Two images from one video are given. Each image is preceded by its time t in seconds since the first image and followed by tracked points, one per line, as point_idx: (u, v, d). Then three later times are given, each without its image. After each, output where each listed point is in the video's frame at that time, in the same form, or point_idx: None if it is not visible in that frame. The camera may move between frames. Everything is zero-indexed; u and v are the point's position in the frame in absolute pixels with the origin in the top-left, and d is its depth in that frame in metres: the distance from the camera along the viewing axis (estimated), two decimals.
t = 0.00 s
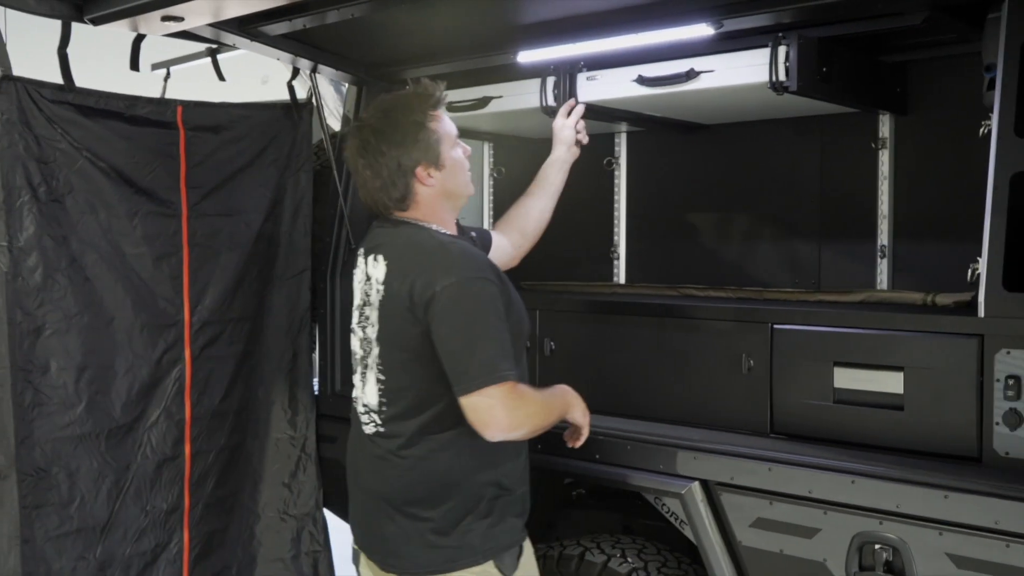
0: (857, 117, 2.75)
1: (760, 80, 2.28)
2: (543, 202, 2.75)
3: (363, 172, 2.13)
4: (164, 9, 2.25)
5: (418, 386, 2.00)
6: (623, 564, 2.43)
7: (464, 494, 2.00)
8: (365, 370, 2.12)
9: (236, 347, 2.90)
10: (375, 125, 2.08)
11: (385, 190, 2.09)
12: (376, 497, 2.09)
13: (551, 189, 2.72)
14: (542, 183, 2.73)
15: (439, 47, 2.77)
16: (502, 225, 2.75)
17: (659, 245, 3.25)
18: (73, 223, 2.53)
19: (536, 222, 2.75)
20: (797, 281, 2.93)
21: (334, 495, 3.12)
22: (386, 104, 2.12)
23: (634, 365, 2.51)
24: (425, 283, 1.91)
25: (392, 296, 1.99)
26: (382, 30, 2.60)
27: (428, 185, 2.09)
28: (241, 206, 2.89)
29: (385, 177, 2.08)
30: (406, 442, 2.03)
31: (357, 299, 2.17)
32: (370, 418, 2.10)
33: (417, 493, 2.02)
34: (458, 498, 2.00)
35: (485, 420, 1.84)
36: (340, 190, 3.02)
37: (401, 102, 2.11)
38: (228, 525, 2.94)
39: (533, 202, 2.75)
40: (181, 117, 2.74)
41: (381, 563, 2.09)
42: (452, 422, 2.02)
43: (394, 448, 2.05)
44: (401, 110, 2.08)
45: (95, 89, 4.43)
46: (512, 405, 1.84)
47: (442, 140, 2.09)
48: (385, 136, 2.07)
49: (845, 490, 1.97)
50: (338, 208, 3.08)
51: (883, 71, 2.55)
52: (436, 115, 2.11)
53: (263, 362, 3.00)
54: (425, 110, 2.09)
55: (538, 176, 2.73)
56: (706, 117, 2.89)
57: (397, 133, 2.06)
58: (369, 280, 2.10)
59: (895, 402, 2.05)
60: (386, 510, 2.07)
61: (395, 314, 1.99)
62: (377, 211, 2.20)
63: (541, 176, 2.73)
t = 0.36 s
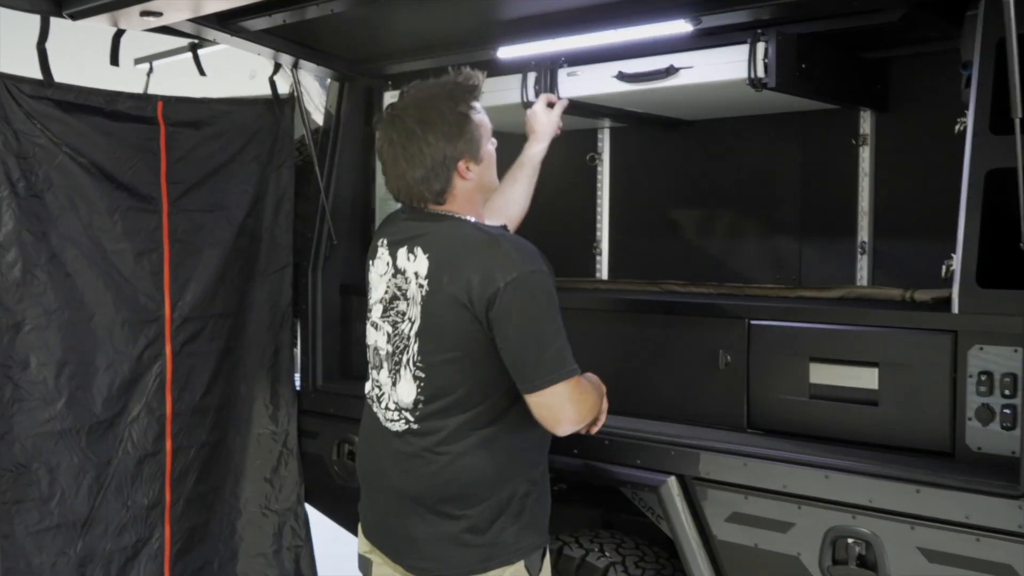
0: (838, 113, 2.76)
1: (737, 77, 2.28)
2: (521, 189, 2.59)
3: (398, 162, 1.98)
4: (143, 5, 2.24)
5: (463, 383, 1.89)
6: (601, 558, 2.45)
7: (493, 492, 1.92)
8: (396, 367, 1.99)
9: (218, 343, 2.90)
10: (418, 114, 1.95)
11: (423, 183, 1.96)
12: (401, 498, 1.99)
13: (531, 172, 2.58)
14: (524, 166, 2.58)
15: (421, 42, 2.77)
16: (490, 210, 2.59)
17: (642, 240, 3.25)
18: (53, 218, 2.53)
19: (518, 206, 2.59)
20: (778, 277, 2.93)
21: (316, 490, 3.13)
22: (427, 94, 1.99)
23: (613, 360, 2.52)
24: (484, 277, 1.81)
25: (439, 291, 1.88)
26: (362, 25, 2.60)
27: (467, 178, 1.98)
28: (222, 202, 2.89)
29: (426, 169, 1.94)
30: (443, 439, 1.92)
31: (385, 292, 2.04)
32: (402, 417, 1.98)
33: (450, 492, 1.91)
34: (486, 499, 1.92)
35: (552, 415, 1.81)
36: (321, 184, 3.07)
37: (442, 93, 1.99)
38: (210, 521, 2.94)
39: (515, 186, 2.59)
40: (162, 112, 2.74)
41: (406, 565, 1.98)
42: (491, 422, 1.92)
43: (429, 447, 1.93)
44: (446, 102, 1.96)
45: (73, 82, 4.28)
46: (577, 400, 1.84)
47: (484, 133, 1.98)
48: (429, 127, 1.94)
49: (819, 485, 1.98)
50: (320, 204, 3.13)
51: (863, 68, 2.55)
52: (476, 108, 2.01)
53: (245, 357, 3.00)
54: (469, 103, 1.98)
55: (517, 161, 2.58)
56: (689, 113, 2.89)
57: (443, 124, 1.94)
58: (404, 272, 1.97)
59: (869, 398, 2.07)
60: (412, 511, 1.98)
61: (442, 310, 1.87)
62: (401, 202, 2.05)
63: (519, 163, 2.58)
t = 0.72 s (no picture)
0: (822, 110, 2.76)
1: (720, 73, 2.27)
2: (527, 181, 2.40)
3: (427, 148, 1.84)
4: None
5: (496, 376, 1.79)
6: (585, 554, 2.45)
7: (515, 497, 1.81)
8: (421, 362, 1.87)
9: (200, 337, 2.89)
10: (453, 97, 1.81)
11: (453, 171, 1.83)
12: (421, 504, 1.86)
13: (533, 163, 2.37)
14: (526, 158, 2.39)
15: (405, 35, 2.76)
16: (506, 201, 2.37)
17: (629, 237, 3.25)
18: (30, 212, 2.51)
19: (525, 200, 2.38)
20: (764, 273, 2.94)
21: (301, 485, 3.12)
22: (459, 78, 1.86)
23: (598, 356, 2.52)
24: (525, 262, 1.72)
25: (475, 280, 1.77)
26: (347, 18, 2.59)
27: (496, 169, 1.86)
28: (203, 195, 2.88)
29: (460, 157, 1.81)
30: (475, 438, 1.80)
31: (406, 285, 1.92)
32: (428, 416, 1.85)
33: (481, 494, 1.80)
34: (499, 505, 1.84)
35: (591, 405, 1.75)
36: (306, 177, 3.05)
37: (475, 77, 1.86)
38: (192, 517, 2.93)
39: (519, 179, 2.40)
40: (141, 104, 2.72)
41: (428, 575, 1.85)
42: (522, 418, 1.83)
43: (459, 446, 1.81)
44: (482, 88, 1.84)
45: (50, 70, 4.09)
46: (615, 388, 1.77)
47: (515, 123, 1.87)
48: (465, 113, 1.81)
49: (798, 480, 1.99)
50: (305, 198, 3.12)
51: (846, 65, 2.56)
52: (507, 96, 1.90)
53: (228, 352, 2.98)
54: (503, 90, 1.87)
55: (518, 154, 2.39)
56: (674, 109, 2.90)
57: (480, 112, 1.81)
58: (431, 261, 1.85)
59: (849, 393, 2.08)
60: (435, 519, 1.84)
61: (477, 300, 1.77)
62: (420, 188, 1.91)
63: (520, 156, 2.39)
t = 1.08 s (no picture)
0: (810, 106, 2.76)
1: (707, 69, 2.27)
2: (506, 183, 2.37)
3: (421, 141, 1.82)
4: None
5: (494, 366, 1.78)
6: (571, 550, 2.45)
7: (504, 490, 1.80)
8: (416, 352, 1.85)
9: (186, 332, 2.88)
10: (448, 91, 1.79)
11: (448, 165, 1.82)
12: (413, 494, 1.82)
13: (514, 165, 2.32)
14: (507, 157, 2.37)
15: (393, 30, 2.74)
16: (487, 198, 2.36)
17: (616, 232, 3.24)
18: (15, 205, 2.49)
19: (503, 202, 2.35)
20: (751, 269, 2.93)
21: (287, 480, 3.11)
22: (453, 71, 1.84)
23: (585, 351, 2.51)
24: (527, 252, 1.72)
25: (475, 269, 1.75)
26: (334, 12, 2.58)
27: (489, 163, 1.85)
28: (190, 190, 2.86)
29: (456, 151, 1.80)
30: (470, 428, 1.78)
31: (401, 275, 1.89)
32: (422, 405, 1.83)
33: (476, 483, 1.78)
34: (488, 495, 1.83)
35: (593, 393, 1.78)
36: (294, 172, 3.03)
37: (469, 70, 1.84)
38: (178, 512, 2.92)
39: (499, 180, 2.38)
40: (129, 98, 2.70)
41: (418, 566, 1.82)
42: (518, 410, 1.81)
43: (454, 435, 1.79)
44: (477, 81, 1.82)
45: (33, 67, 4.08)
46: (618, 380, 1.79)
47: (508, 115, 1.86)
48: (461, 107, 1.79)
49: (784, 476, 1.99)
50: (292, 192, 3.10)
51: (833, 60, 2.56)
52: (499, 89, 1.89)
53: (214, 347, 2.97)
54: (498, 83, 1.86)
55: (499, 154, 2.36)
56: (663, 104, 2.89)
57: (476, 105, 1.80)
58: (428, 251, 1.83)
59: (834, 389, 2.08)
60: (427, 508, 1.81)
61: (477, 290, 1.75)
62: (415, 183, 1.89)
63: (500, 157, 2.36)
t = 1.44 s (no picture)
0: (807, 102, 2.75)
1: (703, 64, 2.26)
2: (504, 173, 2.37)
3: (401, 133, 1.82)
4: None
5: (475, 361, 1.78)
6: (564, 545, 2.45)
7: (493, 481, 1.82)
8: (398, 347, 1.85)
9: (179, 325, 2.87)
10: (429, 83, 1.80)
11: (427, 157, 1.82)
12: (400, 487, 1.84)
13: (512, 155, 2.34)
14: (504, 149, 2.36)
15: (389, 23, 2.73)
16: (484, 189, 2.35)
17: (612, 227, 3.24)
18: (7, 196, 2.49)
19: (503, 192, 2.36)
20: (746, 265, 2.93)
21: (280, 474, 3.11)
22: (435, 65, 1.84)
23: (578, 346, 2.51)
24: (502, 245, 1.72)
25: (453, 264, 1.76)
26: (329, 5, 2.57)
27: (470, 156, 1.85)
28: (184, 182, 2.85)
29: (436, 143, 1.80)
30: (453, 422, 1.79)
31: (383, 271, 1.89)
32: (406, 400, 1.83)
33: (461, 476, 1.80)
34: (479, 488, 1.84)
35: (568, 385, 1.78)
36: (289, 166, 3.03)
37: (451, 64, 1.85)
38: (171, 504, 2.92)
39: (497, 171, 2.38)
40: (124, 90, 2.69)
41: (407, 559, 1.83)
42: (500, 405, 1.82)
43: (438, 429, 1.79)
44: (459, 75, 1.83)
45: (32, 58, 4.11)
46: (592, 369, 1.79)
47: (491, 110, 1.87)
48: (442, 101, 1.80)
49: (778, 472, 1.99)
50: (287, 185, 3.10)
51: (830, 57, 2.56)
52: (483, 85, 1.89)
53: (208, 340, 2.96)
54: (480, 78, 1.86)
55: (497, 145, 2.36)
56: (659, 100, 2.88)
57: (457, 99, 1.80)
58: (407, 247, 1.83)
59: (828, 386, 2.08)
60: (414, 502, 1.83)
61: (456, 285, 1.76)
62: (395, 175, 1.89)
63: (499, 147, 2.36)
